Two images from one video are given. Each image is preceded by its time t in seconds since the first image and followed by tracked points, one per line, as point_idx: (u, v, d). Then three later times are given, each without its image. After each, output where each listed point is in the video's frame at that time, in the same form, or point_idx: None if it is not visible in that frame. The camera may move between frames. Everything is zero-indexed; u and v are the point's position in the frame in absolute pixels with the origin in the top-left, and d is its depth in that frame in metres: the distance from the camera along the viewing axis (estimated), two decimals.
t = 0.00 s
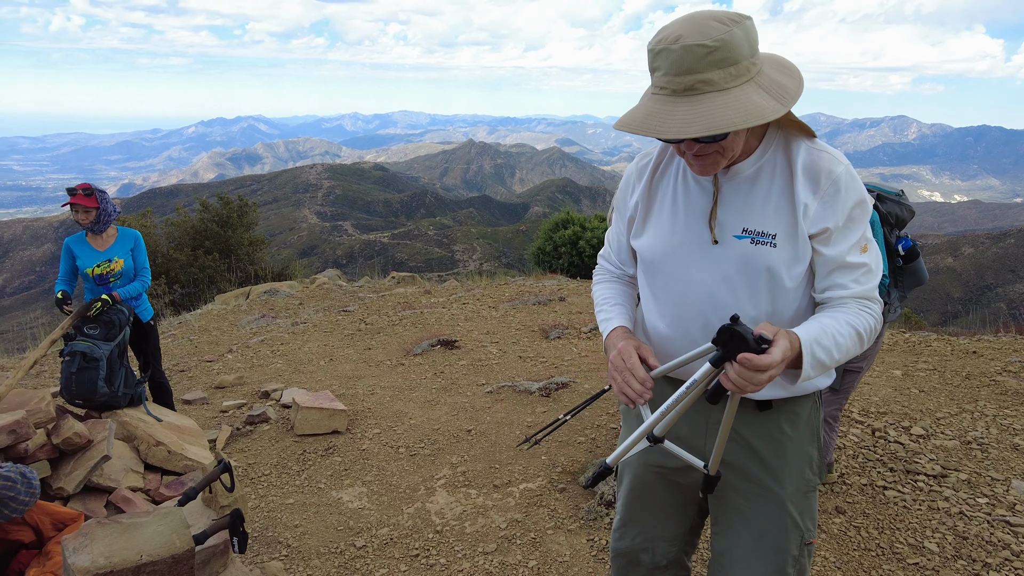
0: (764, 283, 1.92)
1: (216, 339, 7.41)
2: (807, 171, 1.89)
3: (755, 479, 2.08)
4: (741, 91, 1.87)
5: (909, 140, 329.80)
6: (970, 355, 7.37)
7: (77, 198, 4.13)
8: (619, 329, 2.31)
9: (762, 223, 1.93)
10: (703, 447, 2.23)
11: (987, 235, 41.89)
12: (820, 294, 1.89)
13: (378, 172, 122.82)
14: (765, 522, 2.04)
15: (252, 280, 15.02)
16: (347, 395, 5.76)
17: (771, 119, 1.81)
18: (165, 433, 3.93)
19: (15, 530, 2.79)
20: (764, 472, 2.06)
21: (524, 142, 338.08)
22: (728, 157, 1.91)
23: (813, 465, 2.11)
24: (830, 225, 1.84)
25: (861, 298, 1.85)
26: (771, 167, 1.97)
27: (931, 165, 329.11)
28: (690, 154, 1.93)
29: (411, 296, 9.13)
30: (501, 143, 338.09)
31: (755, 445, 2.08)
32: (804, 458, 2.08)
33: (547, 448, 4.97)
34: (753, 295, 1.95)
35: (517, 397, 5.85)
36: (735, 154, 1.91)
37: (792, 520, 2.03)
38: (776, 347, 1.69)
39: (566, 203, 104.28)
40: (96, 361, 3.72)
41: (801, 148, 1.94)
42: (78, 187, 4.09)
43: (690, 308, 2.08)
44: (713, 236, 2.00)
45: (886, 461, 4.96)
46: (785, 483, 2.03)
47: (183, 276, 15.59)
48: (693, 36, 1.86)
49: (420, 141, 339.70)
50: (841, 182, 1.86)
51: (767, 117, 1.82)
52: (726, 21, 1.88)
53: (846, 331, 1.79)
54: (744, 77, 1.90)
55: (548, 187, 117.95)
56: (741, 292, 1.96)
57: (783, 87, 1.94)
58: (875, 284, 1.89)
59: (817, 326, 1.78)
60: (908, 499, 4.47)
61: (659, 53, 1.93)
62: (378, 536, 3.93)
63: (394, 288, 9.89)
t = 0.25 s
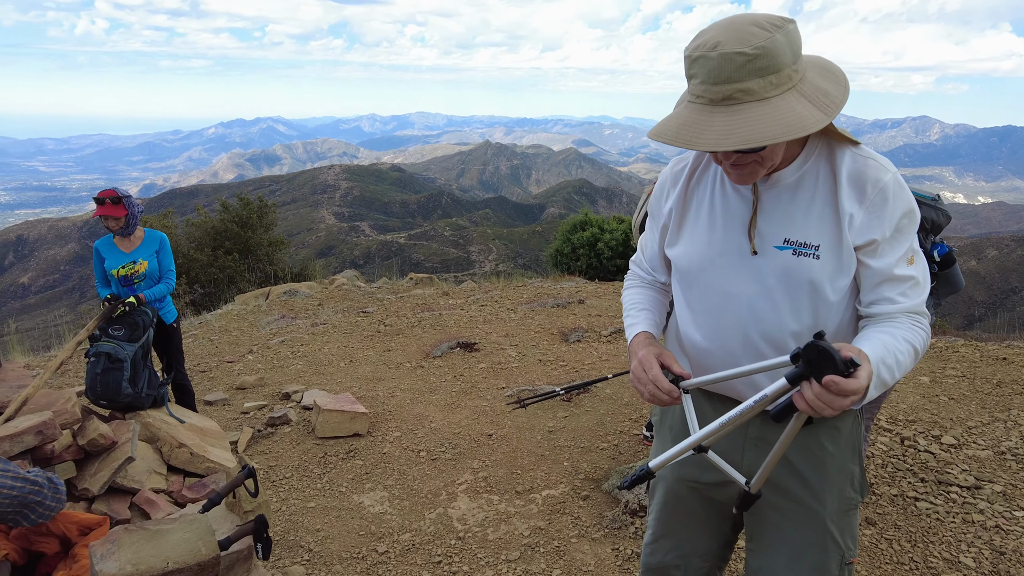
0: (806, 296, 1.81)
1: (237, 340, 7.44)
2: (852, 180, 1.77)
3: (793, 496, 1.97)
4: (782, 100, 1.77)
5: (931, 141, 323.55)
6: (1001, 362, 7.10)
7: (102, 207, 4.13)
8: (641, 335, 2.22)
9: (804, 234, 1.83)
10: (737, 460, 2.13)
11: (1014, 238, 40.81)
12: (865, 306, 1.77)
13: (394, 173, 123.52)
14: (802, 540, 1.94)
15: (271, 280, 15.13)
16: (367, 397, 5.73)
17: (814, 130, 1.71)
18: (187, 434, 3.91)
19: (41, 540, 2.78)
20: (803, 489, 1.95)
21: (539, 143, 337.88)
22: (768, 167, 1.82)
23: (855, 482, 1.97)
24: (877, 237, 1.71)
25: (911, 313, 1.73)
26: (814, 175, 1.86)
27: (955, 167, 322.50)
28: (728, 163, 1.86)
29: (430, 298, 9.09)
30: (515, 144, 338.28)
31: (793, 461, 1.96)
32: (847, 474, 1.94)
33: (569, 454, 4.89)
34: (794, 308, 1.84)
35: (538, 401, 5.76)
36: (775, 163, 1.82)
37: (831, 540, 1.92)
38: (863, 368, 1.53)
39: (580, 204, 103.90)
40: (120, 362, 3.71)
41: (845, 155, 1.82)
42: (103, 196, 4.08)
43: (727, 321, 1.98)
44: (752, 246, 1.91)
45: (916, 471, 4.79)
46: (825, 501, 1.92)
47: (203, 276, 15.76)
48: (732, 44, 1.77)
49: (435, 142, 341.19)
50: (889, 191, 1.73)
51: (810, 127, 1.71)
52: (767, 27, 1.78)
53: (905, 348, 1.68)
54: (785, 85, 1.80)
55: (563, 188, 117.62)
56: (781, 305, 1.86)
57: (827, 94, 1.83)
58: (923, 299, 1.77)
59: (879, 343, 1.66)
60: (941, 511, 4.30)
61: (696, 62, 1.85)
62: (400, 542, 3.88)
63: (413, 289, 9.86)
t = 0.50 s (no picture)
0: (843, 313, 1.72)
1: (264, 340, 7.53)
2: (892, 191, 1.67)
3: (826, 515, 1.87)
4: (819, 111, 1.68)
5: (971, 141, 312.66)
6: None
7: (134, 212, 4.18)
8: (670, 338, 2.12)
9: (841, 247, 1.73)
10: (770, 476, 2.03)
11: None
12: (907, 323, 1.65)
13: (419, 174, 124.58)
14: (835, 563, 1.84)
15: (298, 280, 15.35)
16: (391, 399, 5.74)
17: (851, 143, 1.62)
18: (214, 435, 3.95)
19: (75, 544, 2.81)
20: (837, 509, 1.85)
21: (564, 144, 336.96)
22: (803, 178, 1.73)
23: (894, 503, 1.85)
24: (920, 251, 1.60)
25: (960, 330, 1.61)
26: (852, 185, 1.76)
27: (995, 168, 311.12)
28: (760, 175, 1.77)
29: (453, 300, 9.08)
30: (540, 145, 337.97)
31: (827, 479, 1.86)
32: (886, 495, 1.83)
33: (594, 461, 4.80)
34: (830, 324, 1.75)
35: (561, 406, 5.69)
36: (810, 174, 1.73)
37: (866, 564, 1.81)
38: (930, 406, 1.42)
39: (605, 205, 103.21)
40: (150, 362, 3.75)
41: (885, 164, 1.71)
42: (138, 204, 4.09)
43: (757, 337, 1.90)
44: (785, 259, 1.82)
45: (952, 485, 4.51)
46: (861, 522, 1.81)
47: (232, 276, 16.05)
48: (764, 53, 1.69)
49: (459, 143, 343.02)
50: (932, 204, 1.62)
51: (848, 140, 1.62)
52: (802, 35, 1.69)
53: (959, 371, 1.55)
54: (823, 94, 1.70)
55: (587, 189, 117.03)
56: (816, 321, 1.77)
57: (867, 104, 1.73)
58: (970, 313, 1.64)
59: (930, 370, 1.53)
60: (980, 528, 4.05)
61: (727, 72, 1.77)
62: (423, 547, 3.86)
63: (436, 291, 9.86)
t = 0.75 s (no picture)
0: (896, 329, 1.58)
1: (305, 338, 7.68)
2: (951, 201, 1.52)
3: (874, 542, 1.72)
4: (872, 117, 1.56)
5: None
6: None
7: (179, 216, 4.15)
8: (713, 347, 1.98)
9: (894, 258, 1.59)
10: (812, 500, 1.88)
11: None
12: (968, 341, 1.50)
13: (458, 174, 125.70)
14: None
15: (339, 279, 15.66)
16: (427, 400, 5.74)
17: (907, 151, 1.49)
18: (253, 432, 4.02)
19: (118, 541, 2.91)
20: (886, 536, 1.70)
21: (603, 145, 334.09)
22: (853, 186, 1.59)
23: (950, 531, 1.70)
24: (982, 266, 1.46)
25: None
26: (908, 192, 1.61)
27: None
28: (807, 182, 1.64)
29: (490, 301, 9.05)
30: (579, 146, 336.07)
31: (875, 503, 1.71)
32: (939, 524, 1.67)
33: (629, 470, 4.67)
34: (882, 341, 1.61)
35: (597, 413, 5.56)
36: (862, 181, 1.59)
37: None
38: (1006, 439, 1.27)
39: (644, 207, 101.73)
40: (193, 359, 3.85)
41: (945, 171, 1.56)
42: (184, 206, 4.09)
43: (802, 351, 1.77)
44: (833, 270, 1.68)
45: (1011, 508, 4.08)
46: (913, 551, 1.66)
47: (277, 274, 16.50)
48: (814, 56, 1.56)
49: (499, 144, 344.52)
50: (997, 213, 1.47)
51: (904, 147, 1.49)
52: (854, 36, 1.56)
53: None
54: (876, 99, 1.57)
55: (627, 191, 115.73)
56: (866, 338, 1.63)
57: (924, 107, 1.59)
58: None
59: (998, 396, 1.39)
60: None
61: (774, 76, 1.65)
62: (455, 551, 3.82)
63: (473, 292, 9.86)
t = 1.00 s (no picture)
0: (969, 349, 1.41)
1: (357, 333, 7.84)
2: None
3: None
4: (948, 120, 1.38)
5: None
6: None
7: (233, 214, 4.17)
8: (778, 361, 1.80)
9: (970, 270, 1.42)
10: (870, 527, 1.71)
11: None
12: None
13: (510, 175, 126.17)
14: None
15: (391, 276, 15.96)
16: (473, 399, 5.72)
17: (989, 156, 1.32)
18: (303, 425, 4.10)
19: (169, 528, 3.10)
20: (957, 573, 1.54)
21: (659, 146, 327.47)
22: (925, 194, 1.44)
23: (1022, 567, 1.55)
24: None
25: None
26: (988, 199, 1.43)
27: None
28: (873, 190, 1.50)
29: (538, 302, 8.96)
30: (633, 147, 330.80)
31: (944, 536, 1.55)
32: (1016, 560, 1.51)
33: (678, 480, 4.48)
34: (953, 363, 1.44)
35: (646, 421, 5.38)
36: (936, 188, 1.43)
37: None
38: None
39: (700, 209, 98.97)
40: (248, 351, 3.95)
41: None
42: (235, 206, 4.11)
43: (863, 371, 1.61)
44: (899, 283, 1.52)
45: None
46: None
47: (333, 270, 16.99)
48: (881, 55, 1.40)
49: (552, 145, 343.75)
50: None
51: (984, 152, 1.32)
52: (930, 32, 1.39)
53: None
54: (954, 100, 1.40)
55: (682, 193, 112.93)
56: (936, 358, 1.46)
57: (1011, 106, 1.40)
58: None
59: None
60: None
61: (835, 78, 1.50)
62: (497, 555, 3.76)
63: (522, 292, 9.79)
